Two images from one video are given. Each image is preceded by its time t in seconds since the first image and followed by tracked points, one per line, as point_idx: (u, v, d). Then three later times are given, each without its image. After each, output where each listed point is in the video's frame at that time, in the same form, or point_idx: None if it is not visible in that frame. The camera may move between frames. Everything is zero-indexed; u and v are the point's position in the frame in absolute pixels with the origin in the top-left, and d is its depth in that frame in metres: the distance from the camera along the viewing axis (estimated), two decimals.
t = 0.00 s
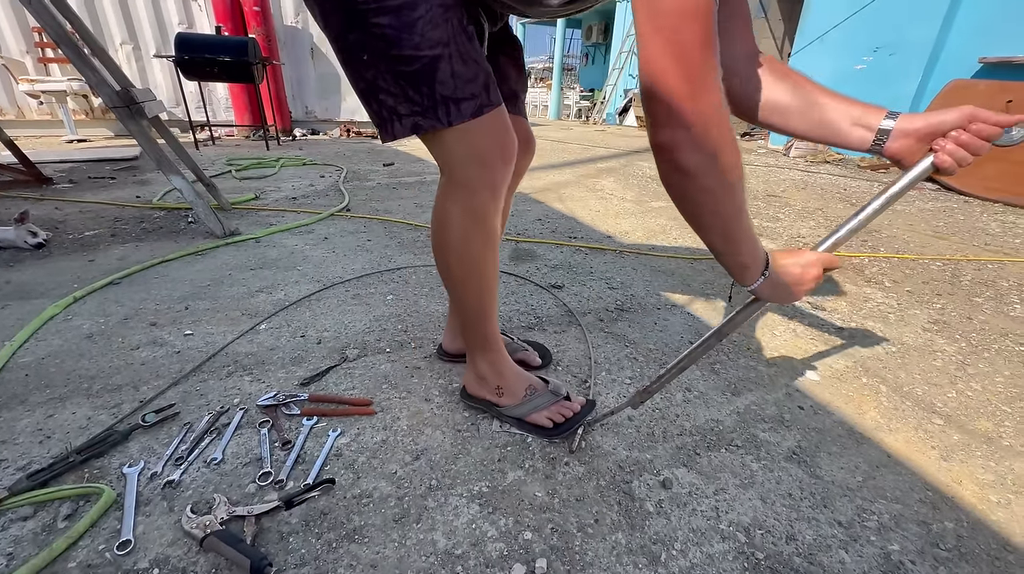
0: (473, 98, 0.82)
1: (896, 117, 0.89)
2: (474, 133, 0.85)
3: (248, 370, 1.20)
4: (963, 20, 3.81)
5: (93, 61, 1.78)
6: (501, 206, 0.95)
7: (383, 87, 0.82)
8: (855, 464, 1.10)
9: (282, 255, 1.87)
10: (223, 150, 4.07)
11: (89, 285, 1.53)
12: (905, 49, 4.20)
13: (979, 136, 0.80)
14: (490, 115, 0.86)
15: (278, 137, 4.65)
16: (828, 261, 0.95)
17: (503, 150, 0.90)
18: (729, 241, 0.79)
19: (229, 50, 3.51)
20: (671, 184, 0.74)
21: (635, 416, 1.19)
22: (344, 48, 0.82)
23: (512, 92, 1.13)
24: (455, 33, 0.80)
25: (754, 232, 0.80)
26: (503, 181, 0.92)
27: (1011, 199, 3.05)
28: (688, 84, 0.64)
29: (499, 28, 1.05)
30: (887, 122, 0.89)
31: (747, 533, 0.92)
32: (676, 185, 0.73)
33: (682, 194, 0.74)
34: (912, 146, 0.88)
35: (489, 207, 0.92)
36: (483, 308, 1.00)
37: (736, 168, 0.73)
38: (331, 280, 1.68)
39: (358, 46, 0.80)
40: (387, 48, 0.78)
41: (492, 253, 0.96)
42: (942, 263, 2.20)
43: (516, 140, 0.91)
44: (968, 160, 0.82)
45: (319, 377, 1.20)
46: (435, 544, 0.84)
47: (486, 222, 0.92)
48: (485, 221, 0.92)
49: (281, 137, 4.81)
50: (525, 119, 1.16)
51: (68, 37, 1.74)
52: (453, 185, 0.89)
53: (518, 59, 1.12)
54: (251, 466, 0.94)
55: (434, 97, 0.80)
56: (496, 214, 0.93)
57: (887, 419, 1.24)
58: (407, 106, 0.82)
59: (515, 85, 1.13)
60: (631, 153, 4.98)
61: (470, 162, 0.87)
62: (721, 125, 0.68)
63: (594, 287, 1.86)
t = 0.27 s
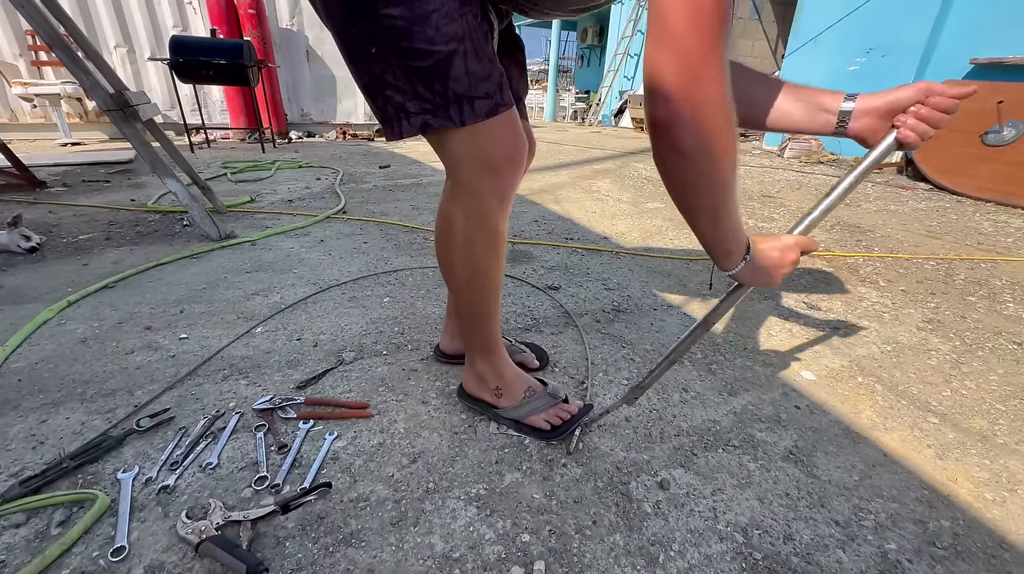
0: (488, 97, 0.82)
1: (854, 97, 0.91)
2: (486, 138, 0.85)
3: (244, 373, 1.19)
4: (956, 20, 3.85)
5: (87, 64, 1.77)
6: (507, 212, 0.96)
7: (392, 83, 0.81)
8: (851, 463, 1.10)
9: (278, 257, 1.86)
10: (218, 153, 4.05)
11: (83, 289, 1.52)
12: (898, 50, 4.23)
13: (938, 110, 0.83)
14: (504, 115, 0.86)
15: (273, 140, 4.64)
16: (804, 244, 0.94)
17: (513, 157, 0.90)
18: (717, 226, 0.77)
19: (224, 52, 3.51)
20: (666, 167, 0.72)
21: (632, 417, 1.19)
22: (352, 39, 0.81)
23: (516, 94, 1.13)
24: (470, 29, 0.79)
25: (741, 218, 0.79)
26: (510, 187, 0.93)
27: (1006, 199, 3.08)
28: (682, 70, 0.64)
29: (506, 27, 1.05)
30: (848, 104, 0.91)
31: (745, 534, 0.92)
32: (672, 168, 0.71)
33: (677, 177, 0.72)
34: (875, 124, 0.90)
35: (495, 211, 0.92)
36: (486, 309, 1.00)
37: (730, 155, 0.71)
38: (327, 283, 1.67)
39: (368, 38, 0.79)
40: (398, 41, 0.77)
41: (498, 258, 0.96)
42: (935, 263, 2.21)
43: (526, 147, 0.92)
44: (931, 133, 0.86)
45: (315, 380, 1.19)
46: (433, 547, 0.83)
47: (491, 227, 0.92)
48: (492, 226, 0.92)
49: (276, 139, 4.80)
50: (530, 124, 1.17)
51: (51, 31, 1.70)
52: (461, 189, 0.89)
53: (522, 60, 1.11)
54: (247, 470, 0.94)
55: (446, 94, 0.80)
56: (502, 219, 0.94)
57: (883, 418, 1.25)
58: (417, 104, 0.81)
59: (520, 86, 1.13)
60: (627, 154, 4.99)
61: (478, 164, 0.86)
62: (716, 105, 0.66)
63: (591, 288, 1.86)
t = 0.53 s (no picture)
0: (484, 99, 0.82)
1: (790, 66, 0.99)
2: (480, 142, 0.85)
3: (234, 380, 1.18)
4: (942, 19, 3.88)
5: (71, 68, 1.74)
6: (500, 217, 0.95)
7: (383, 80, 0.80)
8: (845, 461, 1.11)
9: (268, 262, 1.84)
10: (207, 157, 4.02)
11: (69, 296, 1.50)
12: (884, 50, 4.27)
13: (865, 65, 0.91)
14: (498, 118, 0.86)
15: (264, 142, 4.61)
16: (760, 219, 0.94)
17: (505, 161, 0.90)
18: (683, 199, 0.77)
19: (213, 55, 3.48)
20: (640, 130, 0.70)
21: (627, 418, 1.19)
22: (341, 32, 0.79)
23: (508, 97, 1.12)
24: (467, 27, 0.78)
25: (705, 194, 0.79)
26: (503, 191, 0.92)
27: (993, 196, 3.10)
28: (664, 31, 0.63)
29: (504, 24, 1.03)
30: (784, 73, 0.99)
31: (740, 534, 0.92)
32: (648, 131, 0.69)
33: (652, 144, 0.70)
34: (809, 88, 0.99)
35: (489, 215, 0.91)
36: (479, 313, 0.99)
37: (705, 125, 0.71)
38: (319, 287, 1.66)
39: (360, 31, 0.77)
40: (392, 37, 0.75)
41: (491, 262, 0.95)
42: (925, 260, 2.22)
43: (519, 152, 0.92)
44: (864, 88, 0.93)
45: (307, 386, 1.18)
46: (427, 554, 0.82)
47: (484, 231, 0.91)
48: (485, 231, 0.91)
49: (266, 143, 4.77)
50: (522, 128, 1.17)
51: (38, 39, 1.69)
52: (454, 194, 0.88)
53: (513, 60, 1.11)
54: (237, 479, 0.92)
55: (441, 94, 0.79)
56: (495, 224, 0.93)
57: (875, 415, 1.25)
58: (408, 104, 0.80)
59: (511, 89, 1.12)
60: (619, 154, 5.00)
61: (471, 167, 0.86)
62: (695, 70, 0.65)
63: (584, 289, 1.86)
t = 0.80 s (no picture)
0: (471, 110, 0.81)
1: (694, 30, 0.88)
2: (468, 151, 0.84)
3: (220, 393, 1.15)
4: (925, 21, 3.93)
5: (50, 74, 1.71)
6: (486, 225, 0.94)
7: (368, 86, 0.78)
8: (836, 464, 1.10)
9: (255, 269, 1.82)
10: (194, 162, 3.97)
11: (50, 308, 1.47)
12: (868, 51, 4.30)
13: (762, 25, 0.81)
14: (486, 129, 0.85)
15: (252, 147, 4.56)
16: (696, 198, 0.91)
17: (492, 169, 0.89)
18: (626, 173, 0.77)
19: (199, 59, 3.45)
20: (590, 91, 0.70)
21: (620, 424, 1.18)
22: (325, 36, 0.77)
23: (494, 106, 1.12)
24: (456, 38, 0.77)
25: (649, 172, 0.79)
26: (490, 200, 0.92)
27: (975, 193, 3.12)
28: None
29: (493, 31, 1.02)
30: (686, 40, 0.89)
31: (734, 541, 0.91)
32: (596, 93, 0.69)
33: (602, 107, 0.70)
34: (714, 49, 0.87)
35: (475, 222, 0.90)
36: (468, 322, 0.98)
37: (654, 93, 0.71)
38: (307, 294, 1.64)
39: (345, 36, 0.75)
40: (377, 43, 0.74)
41: (478, 270, 0.94)
42: (911, 258, 2.24)
43: (506, 161, 0.92)
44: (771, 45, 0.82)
45: (295, 397, 1.16)
46: (418, 569, 0.81)
47: (470, 239, 0.90)
48: (472, 239, 0.90)
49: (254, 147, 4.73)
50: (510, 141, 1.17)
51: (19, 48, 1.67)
52: (439, 201, 0.87)
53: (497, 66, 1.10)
54: (223, 495, 0.90)
55: (427, 104, 0.78)
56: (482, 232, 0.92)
57: (866, 416, 1.25)
58: (393, 112, 0.79)
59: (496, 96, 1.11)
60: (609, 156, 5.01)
61: (459, 176, 0.85)
62: (647, 32, 0.65)
63: (575, 292, 1.86)
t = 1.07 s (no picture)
0: (453, 113, 0.79)
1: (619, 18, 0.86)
2: (448, 150, 0.82)
3: (205, 403, 1.12)
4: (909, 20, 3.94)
5: (29, 80, 1.68)
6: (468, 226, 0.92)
7: (348, 86, 0.76)
8: (834, 465, 1.09)
9: (243, 275, 1.79)
10: (182, 168, 3.93)
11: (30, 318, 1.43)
12: (854, 51, 4.33)
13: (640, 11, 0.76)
14: (468, 131, 0.84)
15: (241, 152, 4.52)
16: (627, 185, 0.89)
17: (472, 168, 0.87)
18: (569, 143, 0.75)
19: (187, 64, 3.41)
20: (539, 48, 0.68)
21: (615, 429, 1.16)
22: (306, 31, 0.75)
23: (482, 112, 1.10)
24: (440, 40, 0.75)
25: (592, 146, 0.77)
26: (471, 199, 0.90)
27: (963, 191, 3.13)
28: None
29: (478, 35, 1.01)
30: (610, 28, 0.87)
31: (733, 547, 0.89)
32: (542, 49, 0.68)
33: (548, 65, 0.68)
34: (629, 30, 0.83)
35: (456, 223, 0.88)
36: (455, 324, 0.95)
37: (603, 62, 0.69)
38: (296, 301, 1.61)
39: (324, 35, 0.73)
40: (358, 43, 0.72)
41: (461, 272, 0.92)
42: (903, 256, 2.24)
43: (488, 161, 0.90)
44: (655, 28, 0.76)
45: (283, 407, 1.13)
46: None
47: (452, 239, 0.88)
48: (453, 240, 0.88)
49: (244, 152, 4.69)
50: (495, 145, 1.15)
51: None
52: (419, 202, 0.85)
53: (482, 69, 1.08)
54: (207, 510, 0.87)
55: (408, 106, 0.76)
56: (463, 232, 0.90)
57: (863, 416, 1.24)
58: (374, 112, 0.76)
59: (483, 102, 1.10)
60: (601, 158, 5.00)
61: (439, 175, 0.83)
62: None
63: (568, 295, 1.84)
